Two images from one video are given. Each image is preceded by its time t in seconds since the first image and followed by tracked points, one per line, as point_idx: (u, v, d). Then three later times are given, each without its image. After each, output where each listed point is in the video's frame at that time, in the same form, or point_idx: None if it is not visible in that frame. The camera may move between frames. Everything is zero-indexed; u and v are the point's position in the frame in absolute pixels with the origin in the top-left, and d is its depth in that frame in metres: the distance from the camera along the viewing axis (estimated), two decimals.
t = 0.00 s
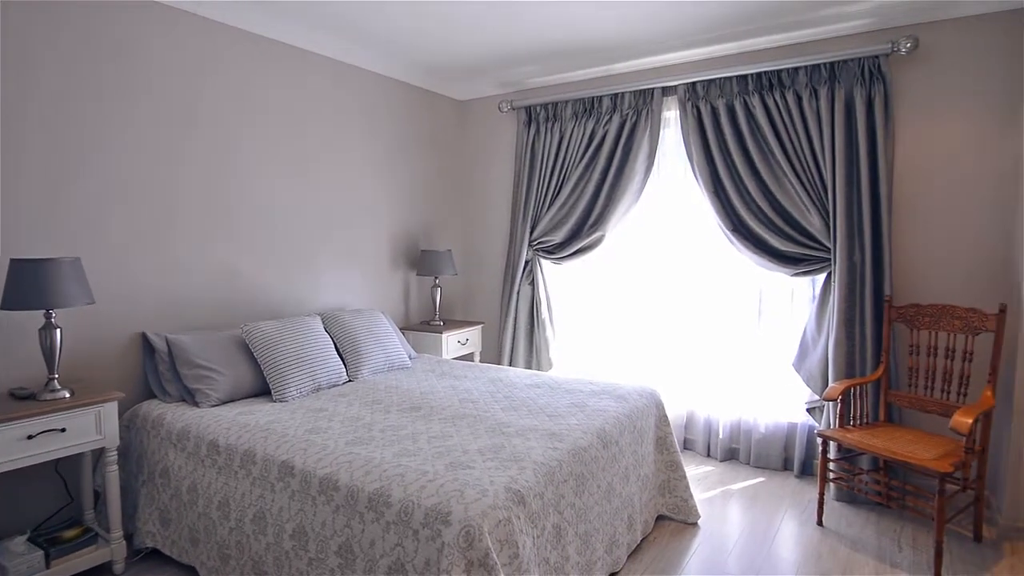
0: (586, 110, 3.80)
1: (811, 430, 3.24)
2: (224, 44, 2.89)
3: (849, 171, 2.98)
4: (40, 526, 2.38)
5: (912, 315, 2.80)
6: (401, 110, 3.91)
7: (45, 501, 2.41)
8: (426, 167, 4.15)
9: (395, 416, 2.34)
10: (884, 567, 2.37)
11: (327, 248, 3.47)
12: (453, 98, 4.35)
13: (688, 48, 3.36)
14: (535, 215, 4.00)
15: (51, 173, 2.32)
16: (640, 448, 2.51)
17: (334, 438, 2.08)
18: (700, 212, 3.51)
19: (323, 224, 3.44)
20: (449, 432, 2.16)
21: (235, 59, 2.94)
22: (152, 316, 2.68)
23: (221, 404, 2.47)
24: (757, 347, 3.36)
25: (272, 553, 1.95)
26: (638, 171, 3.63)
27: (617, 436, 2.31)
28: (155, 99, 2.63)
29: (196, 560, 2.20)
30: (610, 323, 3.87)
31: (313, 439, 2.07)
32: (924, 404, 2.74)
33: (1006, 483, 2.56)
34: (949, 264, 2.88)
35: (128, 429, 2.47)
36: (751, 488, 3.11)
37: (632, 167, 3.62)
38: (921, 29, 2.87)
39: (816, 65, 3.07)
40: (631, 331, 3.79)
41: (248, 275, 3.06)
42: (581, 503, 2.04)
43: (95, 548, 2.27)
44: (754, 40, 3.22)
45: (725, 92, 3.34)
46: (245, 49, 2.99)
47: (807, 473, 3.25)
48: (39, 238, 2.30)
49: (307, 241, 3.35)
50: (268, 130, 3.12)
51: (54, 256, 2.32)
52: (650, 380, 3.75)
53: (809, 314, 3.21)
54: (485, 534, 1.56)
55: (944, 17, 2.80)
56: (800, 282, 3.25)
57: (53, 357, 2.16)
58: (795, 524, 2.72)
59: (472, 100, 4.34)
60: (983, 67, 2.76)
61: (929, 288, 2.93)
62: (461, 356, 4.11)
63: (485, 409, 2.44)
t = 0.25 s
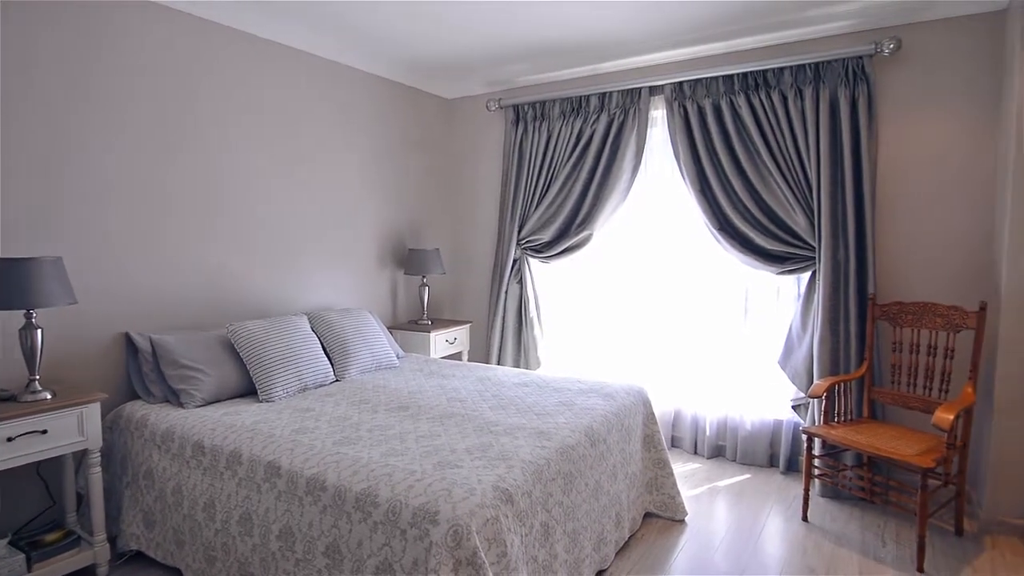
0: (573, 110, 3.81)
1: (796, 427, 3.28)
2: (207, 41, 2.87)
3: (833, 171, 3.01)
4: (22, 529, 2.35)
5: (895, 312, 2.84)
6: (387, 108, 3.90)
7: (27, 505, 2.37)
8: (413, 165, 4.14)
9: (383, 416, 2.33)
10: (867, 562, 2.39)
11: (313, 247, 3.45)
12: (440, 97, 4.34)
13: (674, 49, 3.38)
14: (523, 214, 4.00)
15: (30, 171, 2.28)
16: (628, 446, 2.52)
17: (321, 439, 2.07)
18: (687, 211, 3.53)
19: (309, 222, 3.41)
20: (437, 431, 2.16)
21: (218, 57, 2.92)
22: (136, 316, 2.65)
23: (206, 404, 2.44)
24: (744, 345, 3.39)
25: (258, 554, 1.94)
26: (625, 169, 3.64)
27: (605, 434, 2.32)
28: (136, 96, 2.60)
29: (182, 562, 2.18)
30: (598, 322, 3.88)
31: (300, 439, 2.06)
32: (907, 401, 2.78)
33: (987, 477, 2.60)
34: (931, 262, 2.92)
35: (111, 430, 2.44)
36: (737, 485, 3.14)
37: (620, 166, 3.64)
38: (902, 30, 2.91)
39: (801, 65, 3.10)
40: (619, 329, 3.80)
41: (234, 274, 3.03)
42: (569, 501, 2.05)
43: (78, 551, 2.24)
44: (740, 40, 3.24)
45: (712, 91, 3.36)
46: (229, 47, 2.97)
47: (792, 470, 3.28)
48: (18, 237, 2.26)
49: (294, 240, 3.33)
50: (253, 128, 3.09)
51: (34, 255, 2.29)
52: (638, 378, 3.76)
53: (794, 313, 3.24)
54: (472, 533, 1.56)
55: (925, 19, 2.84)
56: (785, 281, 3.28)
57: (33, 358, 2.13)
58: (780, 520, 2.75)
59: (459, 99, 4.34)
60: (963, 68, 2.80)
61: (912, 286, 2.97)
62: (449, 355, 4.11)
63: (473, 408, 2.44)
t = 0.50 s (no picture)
0: (561, 108, 3.81)
1: (782, 423, 3.31)
2: (192, 37, 2.83)
3: (818, 170, 3.04)
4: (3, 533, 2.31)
5: (879, 310, 2.87)
6: (375, 107, 3.88)
7: (8, 507, 2.34)
8: (401, 164, 4.12)
9: (371, 415, 2.32)
10: (852, 557, 2.42)
11: (300, 245, 3.42)
12: (428, 95, 4.32)
13: (661, 48, 3.40)
14: (511, 213, 4.00)
15: (10, 168, 2.24)
16: (616, 444, 2.53)
17: (308, 438, 2.06)
18: (675, 210, 3.55)
19: (296, 221, 3.39)
20: (425, 430, 2.16)
21: (204, 54, 2.88)
22: (120, 316, 2.61)
23: (192, 405, 2.42)
24: (730, 342, 3.41)
25: (245, 555, 1.93)
26: (613, 168, 3.65)
27: (593, 432, 2.33)
28: (119, 92, 2.56)
29: (167, 564, 2.16)
30: (586, 321, 3.89)
31: (286, 440, 2.05)
32: (890, 397, 2.82)
33: (968, 473, 2.64)
34: (914, 261, 2.96)
35: (95, 432, 2.41)
36: (724, 481, 3.16)
37: (608, 165, 3.65)
38: (887, 31, 2.95)
39: (787, 65, 3.12)
40: (607, 328, 3.82)
41: (220, 273, 3.00)
42: (558, 499, 2.06)
43: (61, 554, 2.21)
44: (727, 40, 3.26)
45: (699, 91, 3.38)
46: (215, 44, 2.93)
47: (778, 466, 3.31)
48: None
49: (280, 239, 3.31)
50: (239, 126, 3.06)
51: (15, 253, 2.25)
52: (626, 376, 3.78)
53: (780, 311, 3.27)
54: (461, 532, 1.56)
55: (908, 20, 2.88)
56: (771, 279, 3.31)
57: (15, 358, 2.10)
58: (767, 516, 2.77)
59: (448, 97, 4.33)
60: (945, 69, 2.84)
61: (895, 284, 3.01)
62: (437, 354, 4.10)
63: (461, 407, 2.43)
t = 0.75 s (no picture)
0: (550, 108, 3.82)
1: (770, 421, 3.33)
2: (178, 34, 2.80)
3: (804, 170, 3.07)
4: None
5: (864, 308, 2.90)
6: (364, 105, 3.86)
7: None
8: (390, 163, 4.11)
9: (360, 415, 2.31)
10: (839, 552, 2.45)
11: (288, 244, 3.40)
12: (417, 94, 4.31)
13: (650, 48, 3.41)
14: (501, 212, 4.00)
15: None
16: (605, 442, 2.54)
17: (296, 439, 2.05)
18: (663, 209, 3.56)
19: (284, 220, 3.37)
20: (414, 429, 2.15)
21: (189, 50, 2.85)
22: (105, 315, 2.59)
23: (178, 406, 2.40)
24: (719, 341, 3.43)
25: (232, 556, 1.91)
26: (602, 167, 3.66)
27: (582, 430, 2.33)
28: (101, 89, 2.53)
29: (154, 566, 2.14)
30: (575, 319, 3.90)
31: (274, 440, 2.03)
32: (876, 394, 2.85)
33: (952, 468, 2.68)
34: (899, 259, 2.99)
35: (79, 433, 2.38)
36: (713, 479, 3.19)
37: (597, 164, 3.66)
38: (872, 32, 2.98)
39: (774, 66, 3.14)
40: (596, 326, 3.83)
41: (207, 272, 2.98)
42: (547, 498, 2.06)
43: (45, 557, 2.18)
44: (715, 40, 3.28)
45: (687, 91, 3.39)
46: (200, 41, 2.90)
47: (766, 463, 3.34)
48: None
49: (268, 238, 3.28)
50: (226, 124, 3.04)
51: None
52: (616, 375, 3.79)
53: (767, 309, 3.30)
54: (450, 531, 1.56)
55: (893, 21, 2.91)
56: (759, 278, 3.33)
57: None
58: (755, 513, 2.80)
59: (437, 96, 4.31)
60: (929, 69, 2.87)
61: (880, 282, 3.04)
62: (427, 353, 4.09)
63: (451, 406, 2.43)
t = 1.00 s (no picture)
0: (540, 107, 3.82)
1: (758, 419, 3.36)
2: (167, 33, 2.78)
3: (792, 169, 3.09)
4: None
5: (851, 306, 2.93)
6: (353, 104, 3.84)
7: None
8: (380, 162, 4.09)
9: (349, 415, 2.30)
10: (826, 549, 2.47)
11: (277, 244, 3.38)
12: (407, 92, 4.29)
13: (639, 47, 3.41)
14: (490, 211, 3.99)
15: None
16: (595, 440, 2.55)
17: (285, 439, 2.04)
18: (652, 208, 3.58)
19: (273, 219, 3.35)
20: (404, 429, 2.15)
21: (175, 46, 2.81)
22: (90, 316, 2.56)
23: (165, 407, 2.37)
24: (707, 339, 3.45)
25: (220, 558, 1.90)
26: (592, 167, 3.67)
27: (572, 429, 2.34)
28: (87, 86, 2.49)
29: (141, 569, 2.11)
30: (565, 318, 3.90)
31: (262, 441, 2.02)
32: (862, 392, 2.88)
33: (937, 465, 2.71)
34: (885, 258, 3.02)
35: (64, 435, 2.35)
36: (701, 476, 3.21)
37: (587, 163, 3.66)
38: (859, 33, 3.00)
39: (761, 66, 3.16)
40: (586, 325, 3.84)
41: (194, 272, 2.95)
42: (537, 496, 2.06)
43: (29, 560, 2.15)
44: (704, 40, 3.30)
45: (677, 90, 3.40)
46: (187, 38, 2.86)
47: (754, 461, 3.36)
48: None
49: (257, 237, 3.26)
50: (214, 122, 3.01)
51: None
52: (605, 373, 3.81)
53: (755, 307, 3.32)
54: (440, 531, 1.56)
55: (880, 23, 2.94)
56: (747, 276, 3.35)
57: None
58: (743, 510, 2.82)
59: (427, 94, 4.30)
60: (914, 70, 2.91)
61: (866, 280, 3.08)
62: (417, 353, 4.08)
63: (441, 405, 2.43)
